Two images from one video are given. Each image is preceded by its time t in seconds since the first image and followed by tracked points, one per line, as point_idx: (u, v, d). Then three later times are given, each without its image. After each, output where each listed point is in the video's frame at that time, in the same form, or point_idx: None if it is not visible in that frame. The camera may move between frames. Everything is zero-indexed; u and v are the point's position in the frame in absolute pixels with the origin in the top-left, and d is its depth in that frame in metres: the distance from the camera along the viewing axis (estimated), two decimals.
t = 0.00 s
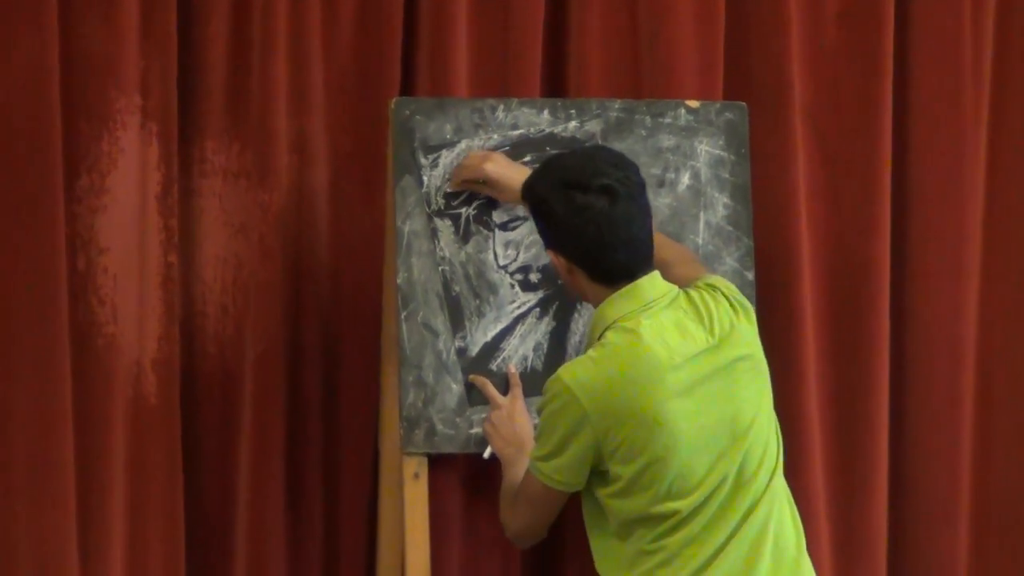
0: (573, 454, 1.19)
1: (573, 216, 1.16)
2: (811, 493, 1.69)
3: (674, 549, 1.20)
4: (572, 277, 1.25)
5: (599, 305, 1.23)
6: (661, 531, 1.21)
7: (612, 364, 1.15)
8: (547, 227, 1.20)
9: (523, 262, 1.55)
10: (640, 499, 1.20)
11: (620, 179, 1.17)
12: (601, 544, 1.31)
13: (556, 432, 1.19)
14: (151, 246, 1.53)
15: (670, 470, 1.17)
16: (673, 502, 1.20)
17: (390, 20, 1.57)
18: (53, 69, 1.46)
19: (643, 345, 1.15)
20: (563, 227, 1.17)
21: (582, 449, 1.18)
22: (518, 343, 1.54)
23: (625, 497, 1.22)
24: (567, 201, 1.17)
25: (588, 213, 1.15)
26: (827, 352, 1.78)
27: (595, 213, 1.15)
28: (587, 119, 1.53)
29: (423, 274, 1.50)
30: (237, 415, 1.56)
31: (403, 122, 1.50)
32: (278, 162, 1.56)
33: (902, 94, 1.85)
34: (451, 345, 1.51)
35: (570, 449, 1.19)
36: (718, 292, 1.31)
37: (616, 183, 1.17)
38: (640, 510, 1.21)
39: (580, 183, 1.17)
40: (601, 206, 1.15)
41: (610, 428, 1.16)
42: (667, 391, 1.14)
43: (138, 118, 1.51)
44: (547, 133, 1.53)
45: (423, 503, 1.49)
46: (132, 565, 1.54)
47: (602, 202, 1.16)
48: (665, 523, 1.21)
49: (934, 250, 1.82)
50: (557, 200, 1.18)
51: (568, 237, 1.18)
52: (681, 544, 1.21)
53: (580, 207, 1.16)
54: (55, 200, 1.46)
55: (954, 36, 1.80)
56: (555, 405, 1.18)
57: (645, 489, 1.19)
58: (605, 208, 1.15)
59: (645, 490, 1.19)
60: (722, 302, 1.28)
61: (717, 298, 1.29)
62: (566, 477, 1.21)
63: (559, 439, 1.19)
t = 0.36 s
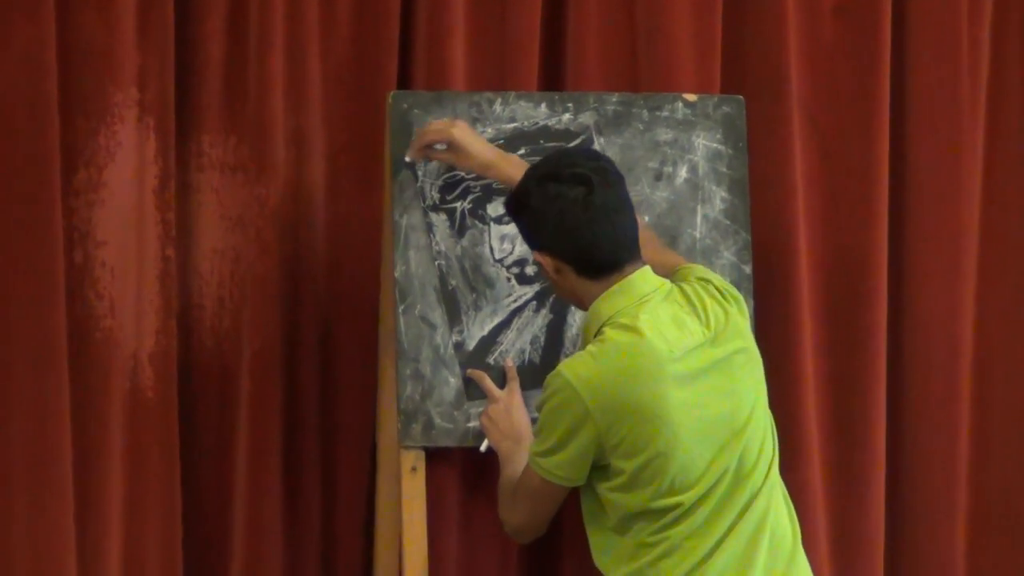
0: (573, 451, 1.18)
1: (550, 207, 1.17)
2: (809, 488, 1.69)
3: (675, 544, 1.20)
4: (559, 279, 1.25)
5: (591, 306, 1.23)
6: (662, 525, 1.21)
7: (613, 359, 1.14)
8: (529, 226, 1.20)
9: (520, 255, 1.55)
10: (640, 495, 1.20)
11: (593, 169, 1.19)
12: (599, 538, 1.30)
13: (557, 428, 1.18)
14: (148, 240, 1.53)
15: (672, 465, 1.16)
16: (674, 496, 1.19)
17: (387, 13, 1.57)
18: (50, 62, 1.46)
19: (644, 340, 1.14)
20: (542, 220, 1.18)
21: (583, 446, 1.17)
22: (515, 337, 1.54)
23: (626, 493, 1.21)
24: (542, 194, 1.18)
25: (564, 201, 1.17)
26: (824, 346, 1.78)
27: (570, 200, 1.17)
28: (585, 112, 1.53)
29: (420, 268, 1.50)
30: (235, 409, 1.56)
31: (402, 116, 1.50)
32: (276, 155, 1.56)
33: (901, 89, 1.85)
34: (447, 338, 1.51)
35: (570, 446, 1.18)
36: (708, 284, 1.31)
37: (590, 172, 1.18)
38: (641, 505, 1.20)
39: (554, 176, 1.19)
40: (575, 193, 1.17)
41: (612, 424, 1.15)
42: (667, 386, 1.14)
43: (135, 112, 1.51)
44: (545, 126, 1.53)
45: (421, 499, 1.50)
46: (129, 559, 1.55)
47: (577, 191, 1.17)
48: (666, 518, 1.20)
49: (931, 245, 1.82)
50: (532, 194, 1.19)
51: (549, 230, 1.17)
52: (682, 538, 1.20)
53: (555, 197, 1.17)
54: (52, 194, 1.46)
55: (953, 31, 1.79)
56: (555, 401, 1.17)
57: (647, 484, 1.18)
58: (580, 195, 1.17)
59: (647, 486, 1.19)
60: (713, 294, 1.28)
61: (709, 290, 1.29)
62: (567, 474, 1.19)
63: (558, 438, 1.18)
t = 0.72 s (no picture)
0: (566, 446, 1.18)
1: (536, 204, 1.18)
2: (810, 482, 1.68)
3: (670, 539, 1.19)
4: (553, 275, 1.25)
5: (584, 299, 1.23)
6: (656, 520, 1.20)
7: (602, 355, 1.14)
8: (516, 223, 1.21)
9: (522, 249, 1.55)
10: (634, 491, 1.20)
11: (581, 164, 1.19)
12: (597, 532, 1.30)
13: (550, 424, 1.19)
14: (150, 232, 1.53)
15: (665, 460, 1.16)
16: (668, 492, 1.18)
17: (390, 6, 1.57)
18: (52, 53, 1.46)
19: (632, 336, 1.13)
20: (528, 217, 1.19)
21: (575, 441, 1.17)
22: (518, 330, 1.53)
23: (620, 488, 1.21)
24: (528, 191, 1.19)
25: (550, 198, 1.17)
26: (825, 341, 1.78)
27: (555, 197, 1.17)
28: (590, 105, 1.52)
29: (422, 262, 1.50)
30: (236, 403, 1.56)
31: (404, 109, 1.51)
32: (278, 149, 1.56)
33: (902, 84, 1.85)
34: (450, 332, 1.51)
35: (563, 441, 1.19)
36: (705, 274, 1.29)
37: (576, 167, 1.18)
38: (634, 500, 1.20)
39: (540, 172, 1.19)
40: (561, 190, 1.17)
41: (603, 419, 1.15)
42: (658, 380, 1.13)
43: (137, 105, 1.51)
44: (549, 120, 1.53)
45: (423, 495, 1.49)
46: (130, 552, 1.54)
47: (563, 187, 1.17)
48: (661, 513, 1.20)
49: (932, 240, 1.82)
50: (519, 192, 1.20)
51: (535, 228, 1.18)
52: (678, 533, 1.20)
53: (540, 194, 1.18)
54: (53, 186, 1.46)
55: (953, 26, 1.80)
56: (546, 397, 1.18)
57: (640, 479, 1.18)
58: (564, 192, 1.17)
59: (640, 481, 1.18)
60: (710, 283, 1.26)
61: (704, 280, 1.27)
62: (560, 470, 1.20)
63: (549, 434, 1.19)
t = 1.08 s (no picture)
0: (557, 433, 1.29)
1: (531, 208, 1.29)
2: (794, 467, 1.78)
3: (655, 521, 1.29)
4: (549, 274, 1.35)
5: (575, 295, 1.32)
6: (642, 503, 1.30)
7: (589, 350, 1.23)
8: (514, 225, 1.33)
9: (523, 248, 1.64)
10: (621, 476, 1.30)
11: (573, 172, 1.29)
12: (588, 514, 1.41)
13: (542, 413, 1.29)
14: (171, 231, 1.62)
15: (648, 448, 1.25)
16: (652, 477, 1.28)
17: (398, 18, 1.67)
18: (80, 65, 1.55)
19: (617, 332, 1.23)
20: (524, 219, 1.30)
21: (564, 428, 1.28)
22: (519, 324, 1.63)
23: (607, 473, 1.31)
24: (524, 196, 1.30)
25: (544, 202, 1.28)
26: (810, 334, 1.87)
27: (549, 201, 1.28)
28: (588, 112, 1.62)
29: (428, 260, 1.59)
30: (253, 392, 1.66)
31: (411, 115, 1.59)
32: (293, 154, 1.65)
33: (882, 91, 1.95)
34: (455, 325, 1.60)
35: (554, 429, 1.29)
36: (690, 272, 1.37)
37: (568, 174, 1.29)
38: (620, 484, 1.30)
39: (536, 179, 1.31)
40: (554, 194, 1.28)
41: (591, 409, 1.25)
42: (642, 373, 1.23)
43: (159, 110, 1.60)
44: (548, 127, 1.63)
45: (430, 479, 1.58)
46: (153, 534, 1.64)
47: (556, 192, 1.28)
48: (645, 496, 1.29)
49: (910, 239, 1.92)
50: (516, 197, 1.31)
51: (530, 229, 1.29)
52: (662, 515, 1.30)
53: (535, 198, 1.29)
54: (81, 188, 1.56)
55: (930, 35, 1.89)
56: (538, 387, 1.28)
57: (626, 464, 1.28)
58: (557, 196, 1.27)
59: (625, 467, 1.28)
60: (694, 279, 1.34)
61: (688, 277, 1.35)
62: (552, 455, 1.31)
63: (541, 421, 1.30)
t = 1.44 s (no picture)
0: (553, 433, 1.29)
1: (528, 209, 1.28)
2: (797, 465, 1.78)
3: (653, 521, 1.29)
4: (546, 274, 1.35)
5: (571, 295, 1.32)
6: (639, 503, 1.30)
7: (586, 349, 1.24)
8: (510, 226, 1.32)
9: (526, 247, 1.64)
10: (618, 476, 1.29)
11: (570, 172, 1.29)
12: (585, 516, 1.40)
13: (540, 413, 1.29)
14: (174, 229, 1.62)
15: (646, 447, 1.26)
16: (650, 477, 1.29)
17: (401, 16, 1.67)
18: (84, 64, 1.55)
19: (613, 332, 1.23)
20: (521, 220, 1.29)
21: (563, 428, 1.28)
22: (522, 323, 1.63)
23: (604, 473, 1.31)
24: (521, 197, 1.29)
25: (542, 203, 1.27)
26: (812, 332, 1.87)
27: (546, 202, 1.27)
28: (591, 111, 1.63)
29: (431, 258, 1.59)
30: (256, 390, 1.65)
31: (414, 113, 1.59)
32: (296, 152, 1.65)
33: (884, 89, 1.95)
34: (458, 324, 1.60)
35: (552, 429, 1.29)
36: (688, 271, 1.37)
37: (566, 174, 1.28)
38: (617, 484, 1.30)
39: (532, 179, 1.30)
40: (551, 196, 1.27)
41: (588, 409, 1.25)
42: (638, 373, 1.23)
43: (163, 109, 1.60)
44: (550, 125, 1.63)
45: (433, 478, 1.59)
46: (157, 532, 1.64)
47: (553, 193, 1.28)
48: (642, 496, 1.30)
49: (913, 237, 1.92)
50: (512, 198, 1.31)
51: (528, 230, 1.29)
52: (660, 515, 1.30)
53: (532, 200, 1.28)
54: (84, 185, 1.56)
55: (932, 34, 1.90)
56: (535, 388, 1.28)
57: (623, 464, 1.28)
58: (555, 198, 1.27)
59: (622, 467, 1.28)
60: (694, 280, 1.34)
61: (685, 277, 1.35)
62: (549, 456, 1.31)
63: (540, 421, 1.30)
